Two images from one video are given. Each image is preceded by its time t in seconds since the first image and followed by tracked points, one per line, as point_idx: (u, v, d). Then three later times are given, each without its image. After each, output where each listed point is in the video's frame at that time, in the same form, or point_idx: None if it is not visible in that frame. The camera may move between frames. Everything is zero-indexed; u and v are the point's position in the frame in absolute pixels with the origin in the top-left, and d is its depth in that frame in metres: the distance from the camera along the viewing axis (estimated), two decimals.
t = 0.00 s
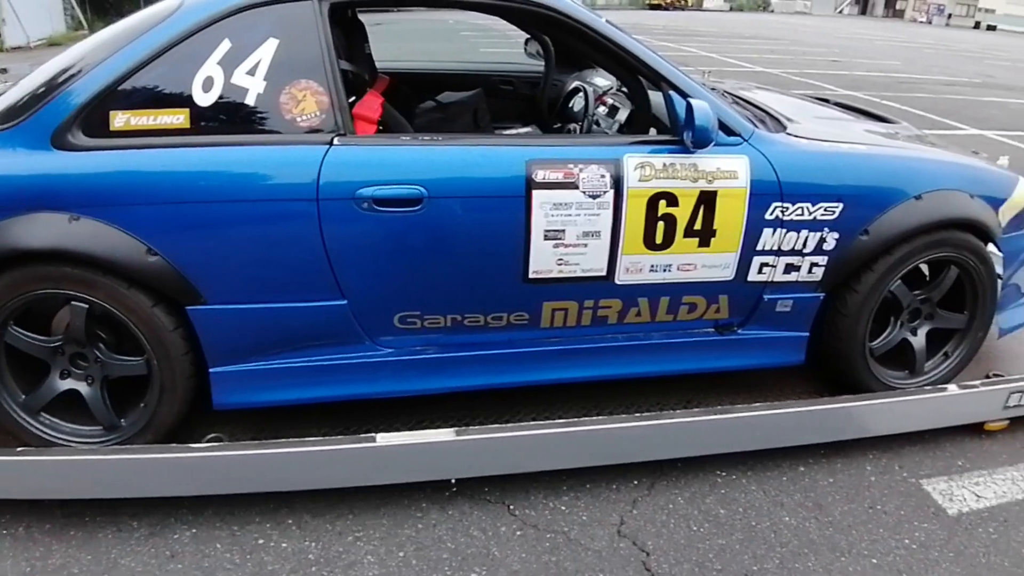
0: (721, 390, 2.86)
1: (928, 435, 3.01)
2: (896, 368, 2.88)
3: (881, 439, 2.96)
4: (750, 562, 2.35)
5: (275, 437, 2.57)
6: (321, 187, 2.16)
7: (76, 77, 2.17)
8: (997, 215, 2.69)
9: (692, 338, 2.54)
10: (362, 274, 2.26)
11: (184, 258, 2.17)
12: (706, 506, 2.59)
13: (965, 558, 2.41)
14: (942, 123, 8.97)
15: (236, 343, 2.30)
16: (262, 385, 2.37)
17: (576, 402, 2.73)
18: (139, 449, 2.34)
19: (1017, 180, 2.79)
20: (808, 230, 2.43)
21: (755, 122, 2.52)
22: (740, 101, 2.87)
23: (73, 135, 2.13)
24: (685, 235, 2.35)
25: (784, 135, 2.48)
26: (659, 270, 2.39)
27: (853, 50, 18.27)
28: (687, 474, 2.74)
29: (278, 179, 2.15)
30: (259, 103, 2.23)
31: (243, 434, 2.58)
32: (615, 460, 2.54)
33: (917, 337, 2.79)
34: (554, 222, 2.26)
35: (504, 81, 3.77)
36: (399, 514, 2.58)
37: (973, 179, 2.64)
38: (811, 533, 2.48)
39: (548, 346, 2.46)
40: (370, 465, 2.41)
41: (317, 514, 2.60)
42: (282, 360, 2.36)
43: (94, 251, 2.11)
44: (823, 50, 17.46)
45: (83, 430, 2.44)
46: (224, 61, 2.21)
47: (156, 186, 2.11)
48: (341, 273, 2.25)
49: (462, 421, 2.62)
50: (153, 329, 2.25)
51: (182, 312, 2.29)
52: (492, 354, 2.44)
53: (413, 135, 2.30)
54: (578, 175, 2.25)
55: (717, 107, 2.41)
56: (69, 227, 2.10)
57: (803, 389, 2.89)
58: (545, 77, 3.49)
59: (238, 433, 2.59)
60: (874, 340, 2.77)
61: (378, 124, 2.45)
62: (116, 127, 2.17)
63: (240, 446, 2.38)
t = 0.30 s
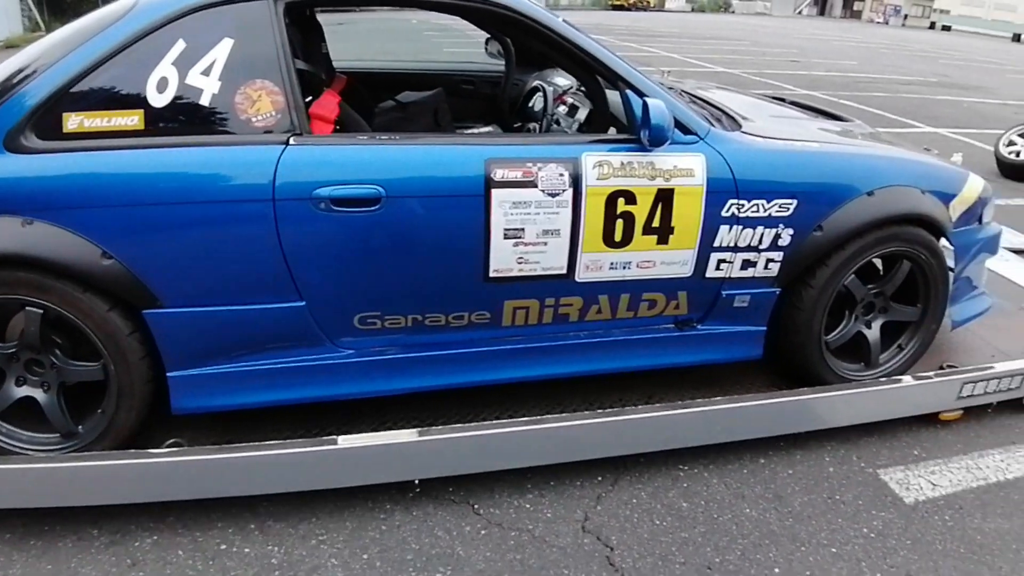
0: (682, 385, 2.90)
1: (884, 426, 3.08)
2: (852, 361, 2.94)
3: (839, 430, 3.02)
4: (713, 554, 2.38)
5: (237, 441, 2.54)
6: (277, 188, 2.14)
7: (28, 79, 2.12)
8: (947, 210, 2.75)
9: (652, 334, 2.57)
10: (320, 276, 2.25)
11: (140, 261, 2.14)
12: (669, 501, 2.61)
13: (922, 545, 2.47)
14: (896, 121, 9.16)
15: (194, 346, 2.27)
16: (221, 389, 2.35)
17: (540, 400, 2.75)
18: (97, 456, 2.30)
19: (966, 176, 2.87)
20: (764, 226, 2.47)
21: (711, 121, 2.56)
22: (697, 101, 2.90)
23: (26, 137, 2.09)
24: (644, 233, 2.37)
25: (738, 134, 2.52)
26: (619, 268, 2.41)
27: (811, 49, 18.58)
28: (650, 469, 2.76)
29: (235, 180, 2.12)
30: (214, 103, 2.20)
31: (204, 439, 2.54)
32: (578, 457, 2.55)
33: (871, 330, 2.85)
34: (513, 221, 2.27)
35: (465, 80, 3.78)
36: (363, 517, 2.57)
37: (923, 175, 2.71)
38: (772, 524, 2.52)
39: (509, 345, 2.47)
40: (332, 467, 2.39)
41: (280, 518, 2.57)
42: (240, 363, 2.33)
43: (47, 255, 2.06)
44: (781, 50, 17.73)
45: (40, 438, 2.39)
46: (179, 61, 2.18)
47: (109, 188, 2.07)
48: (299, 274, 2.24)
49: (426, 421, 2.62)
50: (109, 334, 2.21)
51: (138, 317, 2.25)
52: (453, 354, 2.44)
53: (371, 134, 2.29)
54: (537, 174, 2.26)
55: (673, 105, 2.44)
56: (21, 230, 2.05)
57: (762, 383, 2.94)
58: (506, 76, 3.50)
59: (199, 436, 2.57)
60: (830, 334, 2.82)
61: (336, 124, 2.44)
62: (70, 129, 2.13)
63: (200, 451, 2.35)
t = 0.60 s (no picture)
0: (631, 384, 2.94)
1: (829, 421, 3.16)
2: (796, 358, 3.01)
3: (784, 426, 3.09)
4: (663, 550, 2.42)
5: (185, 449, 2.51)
6: (221, 192, 2.11)
7: None
8: (884, 210, 2.84)
9: (601, 334, 2.61)
10: (266, 280, 2.23)
11: (81, 266, 2.09)
12: (620, 498, 2.65)
13: (866, 535, 2.55)
14: (841, 125, 9.40)
15: (139, 351, 2.23)
16: (167, 397, 2.31)
17: (490, 402, 2.76)
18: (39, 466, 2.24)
19: (902, 177, 2.96)
20: (708, 228, 2.52)
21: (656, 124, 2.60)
22: (643, 104, 2.95)
23: None
24: (591, 234, 2.41)
25: (683, 136, 2.57)
26: (567, 269, 2.44)
27: (761, 55, 18.95)
28: (601, 468, 2.79)
29: (179, 184, 2.09)
30: (156, 106, 2.17)
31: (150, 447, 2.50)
32: (529, 457, 2.58)
33: (814, 327, 2.92)
34: (461, 224, 2.28)
35: (415, 83, 3.77)
36: (314, 523, 2.55)
37: (861, 176, 2.79)
38: (720, 519, 2.57)
39: (459, 348, 2.48)
40: (282, 473, 2.37)
41: (230, 526, 2.54)
42: (186, 369, 2.30)
43: None
44: (732, 55, 18.05)
45: None
46: (121, 64, 2.15)
47: (50, 191, 2.02)
48: (245, 279, 2.22)
49: (377, 426, 2.62)
50: (52, 342, 2.16)
51: (81, 324, 2.20)
52: (402, 357, 2.44)
53: (317, 137, 2.28)
54: (484, 176, 2.27)
55: (618, 108, 2.48)
56: None
57: (710, 381, 3.00)
58: (456, 79, 3.51)
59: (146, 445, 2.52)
60: (774, 332, 2.89)
61: (282, 127, 2.43)
62: (10, 133, 2.07)
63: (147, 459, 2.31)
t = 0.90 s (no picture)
0: (599, 392, 2.96)
1: (796, 423, 3.20)
2: (761, 361, 3.05)
3: (752, 429, 3.13)
4: (633, 556, 2.44)
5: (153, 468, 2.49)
6: (182, 210, 2.11)
7: None
8: (842, 215, 2.90)
9: (567, 343, 2.63)
10: (229, 298, 2.23)
11: (42, 288, 2.07)
12: (590, 506, 2.66)
13: (833, 535, 2.58)
14: (808, 131, 9.55)
15: (104, 371, 2.21)
16: (131, 417, 2.30)
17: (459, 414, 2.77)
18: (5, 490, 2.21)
19: (859, 181, 3.02)
20: (669, 236, 2.56)
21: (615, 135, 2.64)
22: (604, 115, 3.00)
23: None
24: (554, 245, 2.43)
25: (642, 147, 2.61)
26: (531, 280, 2.46)
27: (730, 63, 19.19)
28: (571, 477, 2.81)
29: (140, 203, 2.08)
30: (117, 126, 2.17)
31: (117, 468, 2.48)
32: (498, 468, 2.59)
33: (777, 331, 2.97)
34: (423, 237, 2.30)
35: (382, 97, 3.77)
36: (284, 540, 2.53)
37: (818, 182, 2.85)
38: (689, 523, 2.59)
39: (424, 360, 2.49)
40: (250, 492, 2.36)
41: (200, 545, 2.51)
42: (151, 388, 2.28)
43: None
44: (700, 64, 18.27)
45: None
46: (80, 84, 2.14)
47: (10, 212, 2.00)
48: (207, 297, 2.21)
49: (345, 440, 2.62)
50: (17, 364, 2.14)
51: (46, 345, 2.18)
52: (367, 372, 2.45)
53: (277, 154, 2.29)
54: (445, 190, 2.29)
55: (577, 120, 2.51)
56: None
57: (678, 386, 3.03)
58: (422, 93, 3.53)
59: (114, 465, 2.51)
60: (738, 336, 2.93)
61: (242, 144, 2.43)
62: None
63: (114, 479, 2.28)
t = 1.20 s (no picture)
0: (567, 391, 2.96)
1: (765, 416, 3.21)
2: (727, 356, 3.06)
3: (721, 424, 3.14)
4: (600, 555, 2.44)
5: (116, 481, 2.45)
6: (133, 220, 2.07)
7: None
8: (803, 209, 2.91)
9: (531, 344, 2.63)
10: (184, 308, 2.20)
11: None
12: (558, 506, 2.66)
13: (800, 528, 2.59)
14: (779, 125, 9.61)
15: (60, 385, 2.17)
16: (90, 431, 2.26)
17: (424, 418, 2.76)
18: None
19: (819, 175, 3.04)
20: (630, 234, 2.56)
21: (574, 134, 2.63)
22: (564, 114, 2.99)
23: None
24: (513, 245, 2.42)
25: (601, 145, 2.61)
26: (491, 281, 2.45)
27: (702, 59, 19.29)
28: (539, 477, 2.80)
29: (91, 213, 2.04)
30: (68, 138, 2.13)
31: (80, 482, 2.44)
32: (464, 471, 2.57)
33: (741, 326, 2.98)
34: (379, 241, 2.28)
35: (343, 99, 3.75)
36: (250, 549, 2.50)
37: (777, 177, 2.86)
38: (657, 520, 2.59)
39: (386, 366, 2.47)
40: (212, 503, 2.33)
41: (167, 557, 2.47)
42: (108, 401, 2.25)
43: None
44: (673, 60, 18.35)
45: None
46: (30, 97, 2.10)
47: None
48: (162, 307, 2.18)
49: (309, 447, 2.60)
50: None
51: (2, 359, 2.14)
52: (328, 378, 2.43)
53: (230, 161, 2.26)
54: (400, 193, 2.28)
55: (534, 120, 2.51)
56: None
57: (645, 383, 3.03)
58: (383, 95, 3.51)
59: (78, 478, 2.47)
60: (703, 332, 2.94)
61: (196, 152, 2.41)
62: None
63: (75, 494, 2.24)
